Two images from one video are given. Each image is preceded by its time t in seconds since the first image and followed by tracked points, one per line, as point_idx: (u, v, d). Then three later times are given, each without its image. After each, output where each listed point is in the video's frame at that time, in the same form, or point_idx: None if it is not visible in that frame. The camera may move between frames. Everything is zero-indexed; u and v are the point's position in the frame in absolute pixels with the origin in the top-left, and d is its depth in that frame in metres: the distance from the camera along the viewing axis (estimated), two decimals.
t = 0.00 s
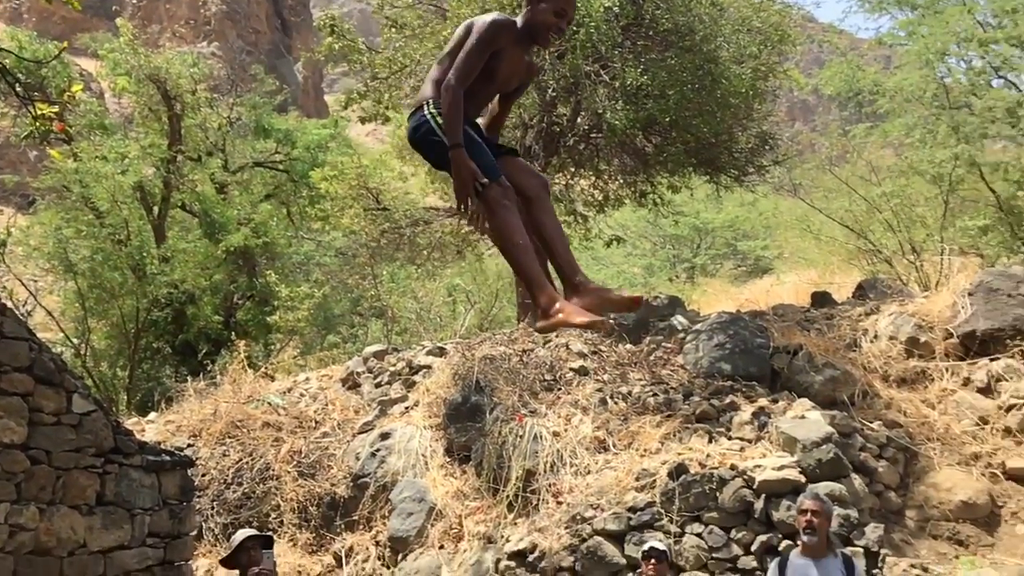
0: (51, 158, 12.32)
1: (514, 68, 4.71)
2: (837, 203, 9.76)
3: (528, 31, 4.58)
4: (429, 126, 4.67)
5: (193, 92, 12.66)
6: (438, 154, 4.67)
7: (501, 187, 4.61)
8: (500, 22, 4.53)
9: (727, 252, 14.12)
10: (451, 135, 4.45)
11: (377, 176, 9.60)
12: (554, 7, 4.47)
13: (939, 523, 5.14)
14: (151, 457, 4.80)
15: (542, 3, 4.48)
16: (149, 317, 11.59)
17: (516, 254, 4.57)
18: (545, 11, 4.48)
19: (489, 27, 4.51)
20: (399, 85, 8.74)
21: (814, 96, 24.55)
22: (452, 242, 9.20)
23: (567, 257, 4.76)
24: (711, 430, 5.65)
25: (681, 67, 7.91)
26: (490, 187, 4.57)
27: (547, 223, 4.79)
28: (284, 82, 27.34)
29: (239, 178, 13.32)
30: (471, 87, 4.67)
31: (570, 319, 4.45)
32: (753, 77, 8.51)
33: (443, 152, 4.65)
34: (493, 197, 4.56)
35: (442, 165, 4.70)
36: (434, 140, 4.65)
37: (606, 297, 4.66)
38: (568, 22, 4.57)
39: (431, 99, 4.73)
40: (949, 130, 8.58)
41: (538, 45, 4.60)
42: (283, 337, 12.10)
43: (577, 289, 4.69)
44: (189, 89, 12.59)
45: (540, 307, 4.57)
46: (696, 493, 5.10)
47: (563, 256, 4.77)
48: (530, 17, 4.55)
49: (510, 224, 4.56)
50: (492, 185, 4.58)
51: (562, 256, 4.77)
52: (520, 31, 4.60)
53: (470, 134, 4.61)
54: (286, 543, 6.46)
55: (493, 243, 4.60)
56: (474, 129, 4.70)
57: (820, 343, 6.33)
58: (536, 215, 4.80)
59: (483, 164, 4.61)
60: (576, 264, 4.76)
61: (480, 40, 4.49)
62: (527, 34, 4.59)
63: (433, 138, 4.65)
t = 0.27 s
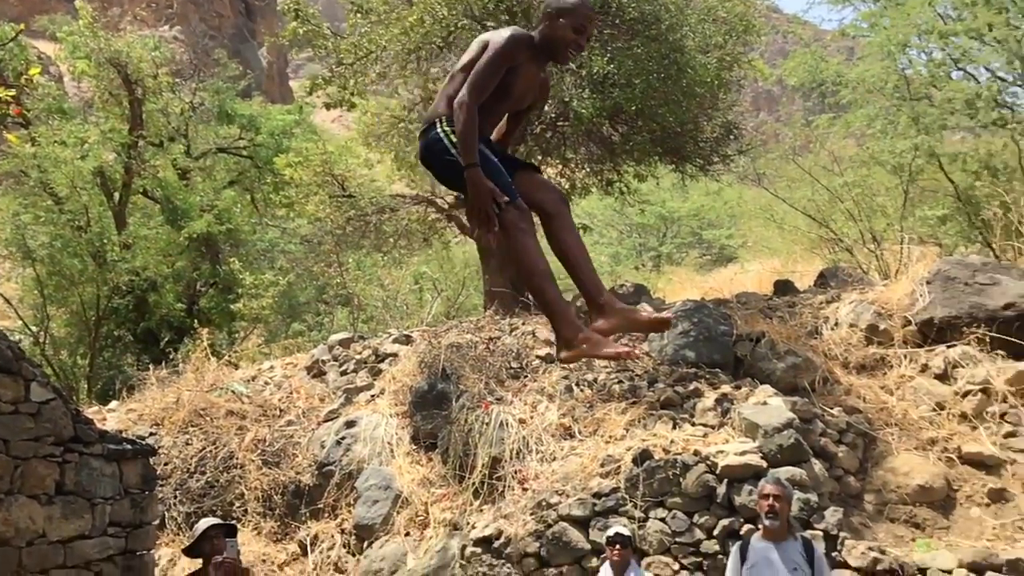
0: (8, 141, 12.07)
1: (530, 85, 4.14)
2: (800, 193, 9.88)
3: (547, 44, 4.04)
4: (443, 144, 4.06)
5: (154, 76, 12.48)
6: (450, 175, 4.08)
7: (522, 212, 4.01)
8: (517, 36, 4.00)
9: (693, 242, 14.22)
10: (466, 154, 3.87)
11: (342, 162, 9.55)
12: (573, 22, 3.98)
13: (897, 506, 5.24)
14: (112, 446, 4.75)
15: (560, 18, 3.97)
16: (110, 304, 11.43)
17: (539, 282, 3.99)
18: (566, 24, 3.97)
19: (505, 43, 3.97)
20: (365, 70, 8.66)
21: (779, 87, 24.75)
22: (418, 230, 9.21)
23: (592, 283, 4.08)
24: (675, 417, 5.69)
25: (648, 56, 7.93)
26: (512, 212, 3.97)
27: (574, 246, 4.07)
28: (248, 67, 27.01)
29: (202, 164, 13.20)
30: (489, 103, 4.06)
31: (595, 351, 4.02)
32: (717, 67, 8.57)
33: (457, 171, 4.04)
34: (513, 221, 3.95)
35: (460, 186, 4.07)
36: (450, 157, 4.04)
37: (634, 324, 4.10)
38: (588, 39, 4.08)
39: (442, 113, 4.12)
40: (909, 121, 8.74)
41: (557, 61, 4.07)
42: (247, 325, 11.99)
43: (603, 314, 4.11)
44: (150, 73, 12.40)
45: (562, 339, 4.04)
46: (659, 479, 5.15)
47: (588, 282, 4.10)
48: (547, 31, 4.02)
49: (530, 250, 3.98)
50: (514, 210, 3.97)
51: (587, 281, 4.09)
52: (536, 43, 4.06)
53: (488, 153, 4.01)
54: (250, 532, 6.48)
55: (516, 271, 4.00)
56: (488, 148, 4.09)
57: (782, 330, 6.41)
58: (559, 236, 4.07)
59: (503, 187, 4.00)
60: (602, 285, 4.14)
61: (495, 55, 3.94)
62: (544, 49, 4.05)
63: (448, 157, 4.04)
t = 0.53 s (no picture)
0: None
1: (549, 106, 4.39)
2: (764, 181, 9.97)
3: (563, 65, 4.26)
4: (461, 169, 4.36)
5: (114, 59, 12.15)
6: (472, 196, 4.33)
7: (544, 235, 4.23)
8: (537, 57, 4.21)
9: (659, 230, 14.31)
10: (485, 181, 4.10)
11: (308, 146, 9.50)
12: (596, 42, 4.17)
13: (855, 490, 5.33)
14: (71, 434, 4.70)
15: (581, 37, 4.18)
16: (69, 291, 11.27)
17: (562, 308, 4.27)
18: (586, 44, 4.17)
19: (524, 62, 4.19)
20: (330, 54, 8.60)
21: (744, 75, 24.88)
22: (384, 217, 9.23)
23: (615, 305, 4.33)
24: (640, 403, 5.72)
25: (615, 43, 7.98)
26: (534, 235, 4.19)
27: (599, 271, 4.33)
28: (211, 50, 26.68)
29: (163, 148, 13.05)
30: (508, 125, 4.35)
31: (621, 387, 4.34)
32: (683, 55, 8.60)
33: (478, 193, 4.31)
34: (534, 249, 4.18)
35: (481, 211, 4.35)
36: (470, 183, 4.31)
37: (661, 348, 4.32)
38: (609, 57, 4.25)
39: (461, 138, 4.44)
40: (871, 111, 8.83)
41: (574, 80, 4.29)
42: (209, 313, 11.86)
43: (632, 340, 4.35)
44: (110, 56, 12.07)
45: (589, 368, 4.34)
46: (624, 464, 5.19)
47: (614, 306, 4.35)
48: (568, 51, 4.24)
49: (552, 275, 4.23)
50: (537, 233, 4.20)
51: (610, 307, 4.34)
52: (558, 64, 4.27)
53: (508, 177, 4.25)
54: (213, 520, 6.48)
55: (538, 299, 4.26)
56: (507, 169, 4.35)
57: (745, 317, 6.47)
58: (581, 262, 4.33)
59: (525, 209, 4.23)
60: (628, 312, 4.38)
61: (516, 79, 4.16)
62: (566, 68, 4.26)
63: (467, 182, 4.33)
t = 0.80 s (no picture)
0: None
1: (571, 130, 3.69)
2: (726, 167, 10.04)
3: (585, 85, 3.60)
4: (481, 197, 3.63)
5: (68, 37, 11.73)
6: (494, 228, 3.65)
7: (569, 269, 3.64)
8: (560, 76, 3.53)
9: (623, 215, 14.39)
10: (507, 210, 3.45)
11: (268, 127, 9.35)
12: (619, 65, 3.57)
13: (811, 471, 5.42)
14: (24, 420, 4.61)
15: (603, 60, 3.57)
16: (22, 274, 11.06)
17: (591, 350, 3.63)
18: (608, 65, 3.56)
19: (551, 83, 3.49)
20: (291, 34, 8.46)
21: (706, 61, 24.92)
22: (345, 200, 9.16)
23: (649, 345, 3.78)
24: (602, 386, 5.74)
25: (580, 27, 8.04)
26: (555, 271, 3.59)
27: (625, 309, 3.75)
28: (168, 30, 26.23)
29: (119, 130, 12.84)
30: (529, 151, 3.62)
31: (651, 430, 3.72)
32: (648, 40, 8.58)
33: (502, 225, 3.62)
34: (558, 282, 3.58)
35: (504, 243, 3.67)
36: (491, 212, 3.62)
37: (696, 387, 3.82)
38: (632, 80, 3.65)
39: (480, 163, 3.67)
40: (832, 98, 8.95)
41: (596, 102, 3.63)
42: (167, 297, 11.69)
43: (661, 379, 3.78)
44: (64, 33, 11.65)
45: (618, 406, 3.72)
46: (586, 447, 5.22)
47: (644, 343, 3.78)
48: (588, 74, 3.60)
49: (580, 314, 3.61)
50: (557, 267, 3.59)
51: (641, 346, 3.77)
52: (577, 85, 3.61)
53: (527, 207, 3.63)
54: (172, 506, 6.42)
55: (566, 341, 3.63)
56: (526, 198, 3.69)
57: (705, 302, 6.52)
58: (606, 298, 3.74)
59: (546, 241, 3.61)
60: (659, 348, 3.82)
61: (538, 101, 3.47)
62: (585, 93, 3.61)
63: (487, 210, 3.63)
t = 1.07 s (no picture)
0: None
1: (594, 157, 3.29)
2: (687, 152, 10.11)
3: (610, 113, 3.21)
4: (503, 233, 3.23)
5: (21, 14, 11.05)
6: (516, 267, 3.26)
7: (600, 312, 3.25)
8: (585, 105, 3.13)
9: (586, 200, 14.39)
10: (532, 248, 3.10)
11: (227, 107, 9.07)
12: (647, 93, 3.18)
13: (768, 452, 5.50)
14: None
15: (628, 87, 3.17)
16: None
17: (621, 399, 3.20)
18: (635, 94, 3.17)
19: (577, 114, 3.10)
20: (251, 14, 8.37)
21: (669, 47, 24.92)
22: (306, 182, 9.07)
23: (674, 386, 3.32)
24: (563, 370, 5.78)
25: (542, 11, 7.97)
26: (584, 313, 3.19)
27: (657, 353, 3.31)
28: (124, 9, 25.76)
29: (74, 110, 12.62)
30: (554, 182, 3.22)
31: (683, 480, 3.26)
32: (611, 24, 8.54)
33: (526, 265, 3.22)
34: (586, 323, 3.18)
35: (528, 281, 3.27)
36: (515, 250, 3.22)
37: (729, 434, 3.40)
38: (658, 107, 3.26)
39: (502, 197, 3.28)
40: (791, 85, 8.97)
41: (623, 132, 3.23)
42: (125, 280, 11.53)
43: (694, 426, 3.36)
44: (17, 11, 10.98)
45: (649, 459, 3.27)
46: (547, 430, 5.25)
47: (675, 386, 3.35)
48: (612, 102, 3.20)
49: (612, 360, 3.19)
50: (586, 311, 3.19)
51: (670, 389, 3.33)
52: (602, 114, 3.21)
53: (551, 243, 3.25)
54: (129, 492, 6.33)
55: (597, 390, 3.22)
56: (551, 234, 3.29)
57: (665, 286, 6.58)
58: (634, 341, 3.29)
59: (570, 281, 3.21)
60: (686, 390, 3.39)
61: (563, 132, 3.07)
62: (609, 124, 3.22)
63: (511, 248, 3.23)
